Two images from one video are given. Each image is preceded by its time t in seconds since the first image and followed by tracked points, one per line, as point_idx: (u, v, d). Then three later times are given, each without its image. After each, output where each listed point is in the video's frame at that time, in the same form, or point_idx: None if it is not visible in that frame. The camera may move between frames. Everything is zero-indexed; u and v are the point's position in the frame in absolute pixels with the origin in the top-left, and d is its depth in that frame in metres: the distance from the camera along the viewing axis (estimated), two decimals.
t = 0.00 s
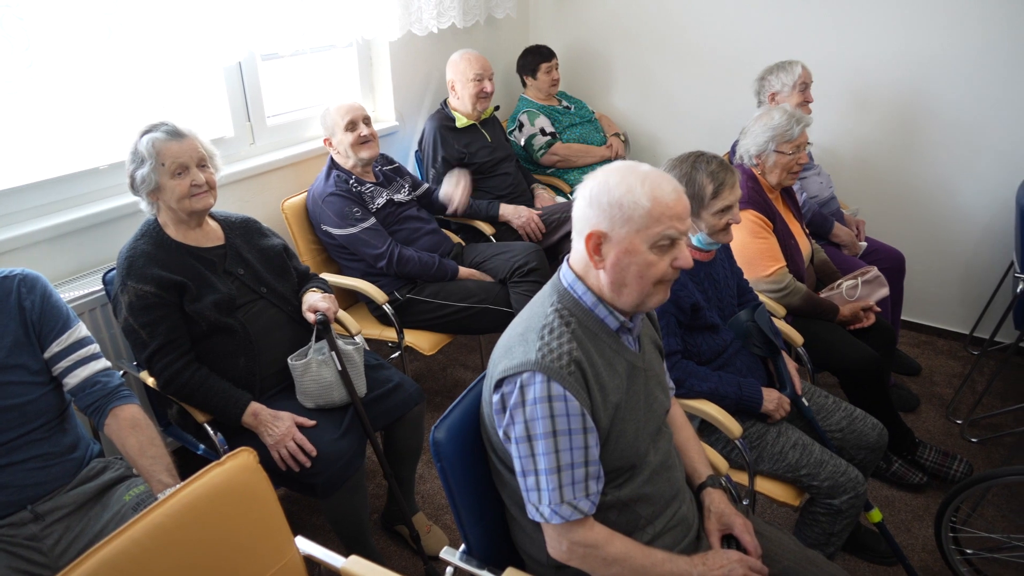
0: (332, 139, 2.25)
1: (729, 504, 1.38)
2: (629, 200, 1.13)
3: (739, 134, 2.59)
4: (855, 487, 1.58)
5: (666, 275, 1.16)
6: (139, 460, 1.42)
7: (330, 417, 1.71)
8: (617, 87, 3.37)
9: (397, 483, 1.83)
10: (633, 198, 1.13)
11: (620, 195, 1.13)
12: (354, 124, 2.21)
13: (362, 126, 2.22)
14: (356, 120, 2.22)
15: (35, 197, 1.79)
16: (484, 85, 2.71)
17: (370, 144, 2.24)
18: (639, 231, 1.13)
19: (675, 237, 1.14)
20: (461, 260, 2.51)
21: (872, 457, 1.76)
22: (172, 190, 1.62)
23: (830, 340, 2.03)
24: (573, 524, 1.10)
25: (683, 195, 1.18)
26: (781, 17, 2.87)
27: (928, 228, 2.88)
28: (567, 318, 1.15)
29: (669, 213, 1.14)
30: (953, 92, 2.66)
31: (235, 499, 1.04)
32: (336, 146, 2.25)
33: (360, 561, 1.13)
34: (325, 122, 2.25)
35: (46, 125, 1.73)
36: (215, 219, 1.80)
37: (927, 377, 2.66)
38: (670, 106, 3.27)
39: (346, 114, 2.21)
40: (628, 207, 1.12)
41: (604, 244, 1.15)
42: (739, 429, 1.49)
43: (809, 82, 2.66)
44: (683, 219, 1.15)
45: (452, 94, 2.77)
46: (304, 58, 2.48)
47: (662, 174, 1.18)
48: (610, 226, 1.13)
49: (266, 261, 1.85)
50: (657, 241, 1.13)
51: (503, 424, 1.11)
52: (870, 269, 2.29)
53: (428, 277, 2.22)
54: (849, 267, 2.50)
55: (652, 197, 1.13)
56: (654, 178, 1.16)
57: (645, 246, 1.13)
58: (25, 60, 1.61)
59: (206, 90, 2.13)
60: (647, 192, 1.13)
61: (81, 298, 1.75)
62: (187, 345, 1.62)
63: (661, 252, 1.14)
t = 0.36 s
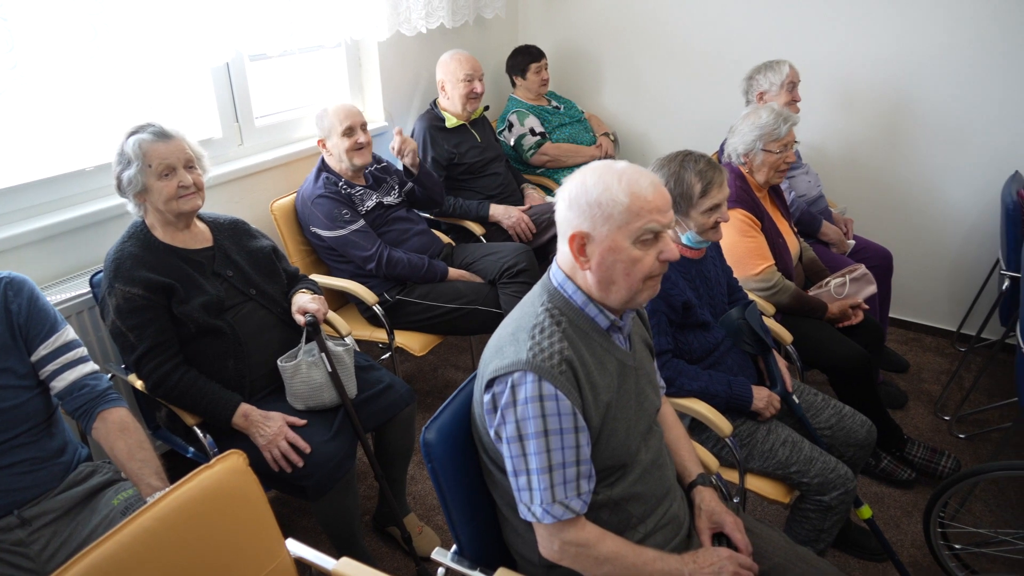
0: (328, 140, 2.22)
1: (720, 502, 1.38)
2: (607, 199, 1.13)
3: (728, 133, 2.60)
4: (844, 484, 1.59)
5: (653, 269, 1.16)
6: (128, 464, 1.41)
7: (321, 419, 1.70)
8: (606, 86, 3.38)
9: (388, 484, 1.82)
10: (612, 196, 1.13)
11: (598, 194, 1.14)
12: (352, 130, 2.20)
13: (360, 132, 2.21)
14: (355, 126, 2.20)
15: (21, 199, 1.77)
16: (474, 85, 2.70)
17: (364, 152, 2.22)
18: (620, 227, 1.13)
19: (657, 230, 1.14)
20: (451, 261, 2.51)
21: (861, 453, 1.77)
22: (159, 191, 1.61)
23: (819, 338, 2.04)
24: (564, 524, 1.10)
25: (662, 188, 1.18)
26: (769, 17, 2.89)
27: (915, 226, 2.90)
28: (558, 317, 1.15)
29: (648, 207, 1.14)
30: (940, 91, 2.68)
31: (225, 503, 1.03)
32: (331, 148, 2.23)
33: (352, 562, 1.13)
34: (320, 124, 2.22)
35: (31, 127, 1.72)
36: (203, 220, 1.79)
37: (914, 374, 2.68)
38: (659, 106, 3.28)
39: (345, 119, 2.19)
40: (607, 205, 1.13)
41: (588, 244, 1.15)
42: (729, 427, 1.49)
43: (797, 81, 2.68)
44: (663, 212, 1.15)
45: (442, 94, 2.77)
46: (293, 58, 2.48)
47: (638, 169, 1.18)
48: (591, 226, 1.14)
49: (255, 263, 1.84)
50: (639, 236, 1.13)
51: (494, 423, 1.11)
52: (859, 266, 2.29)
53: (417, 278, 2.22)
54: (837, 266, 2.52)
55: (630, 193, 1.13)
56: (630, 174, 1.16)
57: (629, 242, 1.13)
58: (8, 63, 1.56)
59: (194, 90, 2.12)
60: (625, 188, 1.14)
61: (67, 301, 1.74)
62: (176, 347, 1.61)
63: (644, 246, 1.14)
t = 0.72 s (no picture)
0: (315, 144, 2.21)
1: (711, 500, 1.39)
2: (592, 198, 1.13)
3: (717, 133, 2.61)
4: (834, 481, 1.60)
5: (640, 267, 1.17)
6: (117, 467, 1.40)
7: (311, 421, 1.69)
8: (596, 86, 3.38)
9: (380, 485, 1.82)
10: (596, 195, 1.13)
11: (583, 195, 1.14)
12: (341, 136, 2.19)
13: (348, 138, 2.21)
14: (344, 132, 2.20)
15: (6, 202, 1.76)
16: (464, 85, 2.70)
17: (353, 158, 2.23)
18: (606, 227, 1.13)
19: (643, 228, 1.15)
20: (442, 261, 2.51)
21: (851, 451, 1.78)
22: (146, 193, 1.60)
23: (809, 336, 2.05)
24: (556, 523, 1.10)
25: (647, 185, 1.19)
26: (757, 17, 2.90)
27: (903, 224, 2.92)
28: (549, 316, 1.15)
29: (633, 205, 1.14)
30: (927, 89, 2.70)
31: (214, 506, 1.03)
32: (319, 152, 2.22)
33: (343, 564, 1.12)
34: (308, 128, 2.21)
35: (16, 130, 1.71)
36: (192, 222, 1.78)
37: (903, 371, 2.70)
38: (649, 106, 3.29)
39: (334, 125, 2.18)
40: (592, 205, 1.13)
41: (574, 244, 1.15)
42: (720, 426, 1.50)
43: (785, 81, 2.69)
44: (648, 210, 1.16)
45: (432, 94, 2.76)
46: (281, 59, 2.47)
47: (622, 167, 1.19)
48: (577, 226, 1.14)
49: (244, 264, 1.83)
50: (625, 234, 1.14)
51: (486, 423, 1.11)
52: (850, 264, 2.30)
53: (408, 279, 2.22)
54: (826, 264, 2.53)
55: (615, 192, 1.14)
56: (614, 173, 1.16)
57: (615, 241, 1.14)
58: None
59: (182, 91, 2.10)
60: (609, 187, 1.14)
61: (55, 304, 1.72)
62: (165, 350, 1.60)
63: (631, 245, 1.15)
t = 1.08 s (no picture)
0: (296, 144, 2.21)
1: (701, 499, 1.39)
2: (579, 198, 1.14)
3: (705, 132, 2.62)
4: (823, 478, 1.61)
5: (628, 266, 1.17)
6: (105, 471, 1.39)
7: (301, 422, 1.69)
8: (584, 86, 3.39)
9: (371, 487, 1.81)
10: (583, 196, 1.14)
11: (570, 195, 1.14)
12: (317, 127, 2.19)
13: (326, 129, 2.21)
14: (319, 123, 2.20)
15: None
16: (453, 85, 2.70)
17: (335, 147, 2.22)
18: (593, 227, 1.14)
19: (630, 228, 1.15)
20: (432, 262, 2.50)
21: (840, 448, 1.79)
22: (138, 195, 1.59)
23: (797, 334, 2.06)
24: (548, 522, 1.10)
25: (633, 184, 1.19)
26: (745, 17, 2.91)
27: (890, 222, 2.94)
28: (539, 315, 1.15)
29: (620, 205, 1.15)
30: (913, 88, 2.72)
31: (204, 509, 1.02)
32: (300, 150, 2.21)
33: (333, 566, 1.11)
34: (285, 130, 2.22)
35: None
36: (180, 223, 1.76)
37: (891, 368, 2.72)
38: (638, 106, 3.30)
39: (308, 118, 2.18)
40: (579, 205, 1.13)
41: (562, 244, 1.15)
42: (709, 424, 1.50)
43: (773, 80, 2.70)
44: (635, 209, 1.16)
45: (420, 94, 2.75)
46: (268, 60, 2.46)
47: (609, 167, 1.19)
48: (564, 226, 1.14)
49: (232, 266, 1.82)
50: (612, 234, 1.14)
51: (477, 422, 1.11)
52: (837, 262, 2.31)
53: (398, 279, 2.22)
54: (815, 263, 2.55)
55: (601, 192, 1.14)
56: (601, 173, 1.17)
57: (602, 241, 1.14)
58: None
59: (169, 91, 2.09)
60: (595, 187, 1.14)
61: (40, 308, 1.70)
62: (153, 352, 1.59)
63: (618, 244, 1.15)
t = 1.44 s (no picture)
0: (279, 147, 2.20)
1: (692, 496, 1.40)
2: (567, 196, 1.14)
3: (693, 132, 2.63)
4: (812, 475, 1.61)
5: (617, 264, 1.17)
6: (91, 477, 1.38)
7: (291, 424, 1.68)
8: (573, 86, 3.39)
9: (361, 488, 1.81)
10: (571, 194, 1.14)
11: (558, 193, 1.14)
12: (293, 121, 2.18)
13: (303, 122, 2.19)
14: (295, 118, 2.19)
15: None
16: (441, 85, 2.69)
17: (316, 138, 2.21)
18: (582, 224, 1.14)
19: (619, 225, 1.15)
20: (421, 262, 2.50)
21: (828, 445, 1.80)
22: (147, 192, 1.60)
23: (785, 332, 2.07)
24: (540, 520, 1.10)
25: (621, 182, 1.19)
26: (732, 17, 2.92)
27: (876, 220, 2.97)
28: (529, 313, 1.16)
29: (609, 202, 1.15)
30: (899, 87, 2.74)
31: (191, 513, 1.01)
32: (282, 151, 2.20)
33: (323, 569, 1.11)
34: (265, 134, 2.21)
35: None
36: (167, 225, 1.75)
37: (879, 365, 2.74)
38: (626, 106, 3.31)
39: (283, 115, 2.19)
40: (568, 203, 1.14)
41: (551, 243, 1.16)
42: (699, 422, 1.51)
43: (760, 80, 2.72)
44: (623, 207, 1.16)
45: (408, 94, 2.75)
46: (255, 60, 2.45)
47: (596, 165, 1.19)
48: (553, 224, 1.14)
49: (220, 268, 1.81)
50: (601, 231, 1.14)
51: (468, 421, 1.10)
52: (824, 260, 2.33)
53: (387, 279, 2.21)
54: (803, 261, 2.57)
55: (590, 189, 1.14)
56: (589, 170, 1.17)
57: (591, 238, 1.14)
58: None
59: (155, 92, 2.07)
60: (584, 185, 1.14)
61: (24, 312, 1.69)
62: (139, 356, 1.58)
63: (607, 241, 1.15)
